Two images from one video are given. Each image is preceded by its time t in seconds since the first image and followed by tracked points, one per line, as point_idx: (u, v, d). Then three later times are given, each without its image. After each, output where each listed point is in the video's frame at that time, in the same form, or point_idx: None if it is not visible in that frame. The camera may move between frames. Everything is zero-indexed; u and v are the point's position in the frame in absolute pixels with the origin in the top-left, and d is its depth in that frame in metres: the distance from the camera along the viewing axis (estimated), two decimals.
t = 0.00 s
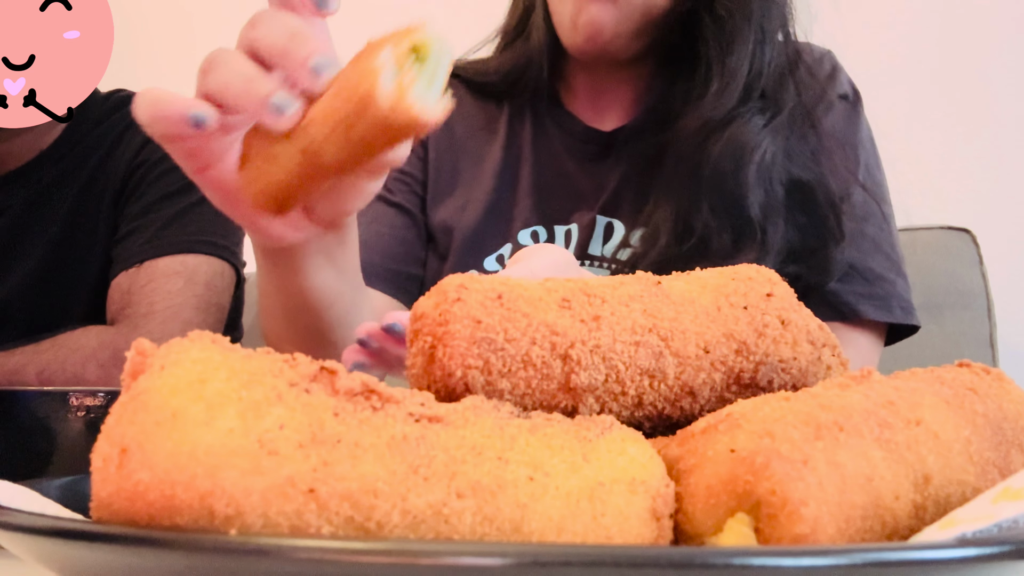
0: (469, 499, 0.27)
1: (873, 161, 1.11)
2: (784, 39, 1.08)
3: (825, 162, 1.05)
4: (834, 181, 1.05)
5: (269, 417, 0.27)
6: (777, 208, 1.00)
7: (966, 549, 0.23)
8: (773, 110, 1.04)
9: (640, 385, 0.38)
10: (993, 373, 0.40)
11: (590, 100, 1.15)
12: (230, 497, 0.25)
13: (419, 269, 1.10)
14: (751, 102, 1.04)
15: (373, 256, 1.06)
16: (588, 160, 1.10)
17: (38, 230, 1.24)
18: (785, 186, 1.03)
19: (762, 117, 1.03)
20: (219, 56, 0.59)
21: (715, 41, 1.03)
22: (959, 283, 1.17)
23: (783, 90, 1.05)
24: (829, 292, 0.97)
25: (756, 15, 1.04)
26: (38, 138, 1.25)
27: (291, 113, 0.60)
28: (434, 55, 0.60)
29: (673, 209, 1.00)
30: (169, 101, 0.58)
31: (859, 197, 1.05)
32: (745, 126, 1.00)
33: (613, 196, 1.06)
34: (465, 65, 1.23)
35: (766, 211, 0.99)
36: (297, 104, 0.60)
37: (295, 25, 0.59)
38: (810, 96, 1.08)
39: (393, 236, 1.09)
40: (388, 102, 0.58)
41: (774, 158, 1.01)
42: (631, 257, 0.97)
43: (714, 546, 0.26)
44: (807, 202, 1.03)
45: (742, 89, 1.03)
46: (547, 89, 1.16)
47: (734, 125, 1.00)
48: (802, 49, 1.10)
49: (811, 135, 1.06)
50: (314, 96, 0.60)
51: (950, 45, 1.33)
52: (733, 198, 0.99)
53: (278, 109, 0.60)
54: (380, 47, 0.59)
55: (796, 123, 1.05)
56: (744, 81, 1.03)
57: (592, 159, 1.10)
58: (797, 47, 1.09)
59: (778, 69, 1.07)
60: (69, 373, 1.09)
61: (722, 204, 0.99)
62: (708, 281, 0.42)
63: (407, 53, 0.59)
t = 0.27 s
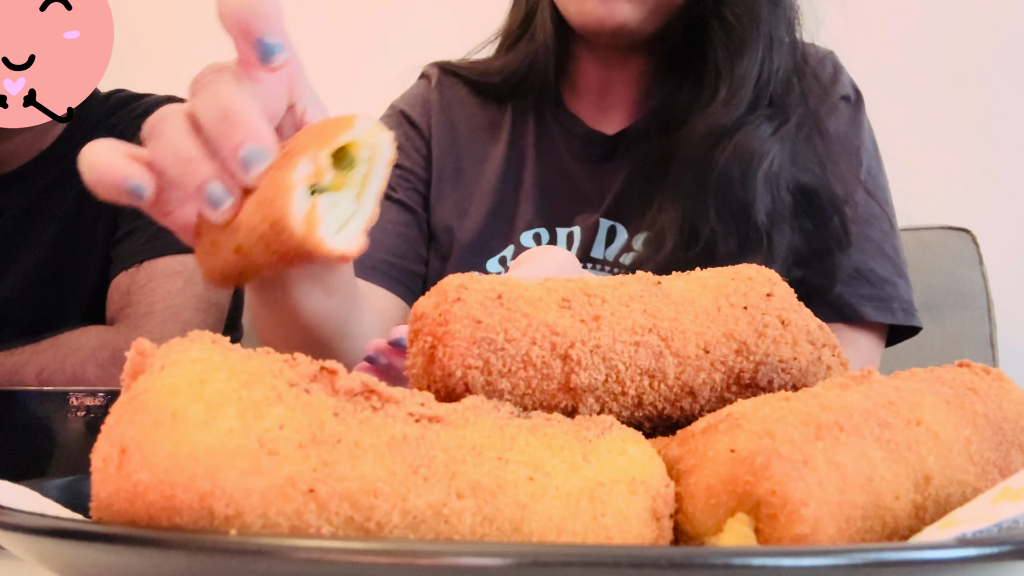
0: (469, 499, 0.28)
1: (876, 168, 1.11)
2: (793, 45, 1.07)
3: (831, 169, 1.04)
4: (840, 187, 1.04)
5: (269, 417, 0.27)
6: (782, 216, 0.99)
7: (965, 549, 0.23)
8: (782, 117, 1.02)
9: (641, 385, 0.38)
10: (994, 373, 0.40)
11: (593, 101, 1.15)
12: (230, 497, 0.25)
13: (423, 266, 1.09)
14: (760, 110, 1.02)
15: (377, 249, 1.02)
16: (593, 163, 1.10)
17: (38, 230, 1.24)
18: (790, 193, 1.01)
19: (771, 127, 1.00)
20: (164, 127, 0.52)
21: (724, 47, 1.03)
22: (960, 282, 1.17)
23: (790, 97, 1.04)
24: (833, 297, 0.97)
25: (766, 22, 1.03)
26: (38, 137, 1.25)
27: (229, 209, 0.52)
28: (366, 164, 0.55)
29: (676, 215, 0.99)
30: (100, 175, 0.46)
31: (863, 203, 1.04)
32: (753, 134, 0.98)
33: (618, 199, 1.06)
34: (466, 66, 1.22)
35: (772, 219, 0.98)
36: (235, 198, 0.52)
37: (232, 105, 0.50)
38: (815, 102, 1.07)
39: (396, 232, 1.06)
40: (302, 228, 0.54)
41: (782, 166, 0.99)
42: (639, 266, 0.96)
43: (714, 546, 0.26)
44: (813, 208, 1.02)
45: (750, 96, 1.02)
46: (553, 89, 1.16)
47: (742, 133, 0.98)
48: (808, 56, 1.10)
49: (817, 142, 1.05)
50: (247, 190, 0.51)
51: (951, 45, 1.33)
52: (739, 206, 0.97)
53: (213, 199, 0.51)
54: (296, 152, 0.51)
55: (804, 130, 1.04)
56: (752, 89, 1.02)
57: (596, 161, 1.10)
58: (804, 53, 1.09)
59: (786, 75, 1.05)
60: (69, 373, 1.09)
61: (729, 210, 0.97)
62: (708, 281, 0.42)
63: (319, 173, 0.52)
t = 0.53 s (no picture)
0: (470, 499, 0.27)
1: (877, 169, 1.11)
2: (797, 47, 1.07)
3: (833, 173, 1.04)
4: (842, 190, 1.04)
5: (269, 417, 0.27)
6: (786, 221, 0.98)
7: (965, 549, 0.23)
8: (786, 122, 1.01)
9: (641, 385, 0.38)
10: (994, 373, 0.40)
11: (595, 103, 1.15)
12: (230, 497, 0.25)
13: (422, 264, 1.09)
14: (764, 115, 1.01)
15: (377, 245, 1.02)
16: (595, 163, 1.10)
17: (37, 230, 1.24)
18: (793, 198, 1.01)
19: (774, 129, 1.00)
20: (137, 158, 0.51)
21: (727, 51, 1.03)
22: (960, 282, 1.17)
23: (794, 100, 1.03)
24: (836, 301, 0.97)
25: (769, 25, 1.02)
26: (38, 137, 1.25)
27: (207, 239, 0.48)
28: (342, 183, 0.49)
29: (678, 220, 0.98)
30: (85, 217, 0.49)
31: (864, 204, 1.05)
32: (757, 138, 0.98)
33: (620, 200, 1.06)
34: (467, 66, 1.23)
35: (775, 225, 0.98)
36: (214, 226, 0.48)
37: (202, 127, 0.48)
38: (818, 105, 1.06)
39: (395, 228, 1.06)
40: (281, 263, 0.46)
41: (786, 171, 0.98)
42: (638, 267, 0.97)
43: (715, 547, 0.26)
44: (817, 213, 1.02)
45: (754, 100, 1.01)
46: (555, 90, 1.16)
47: (746, 137, 0.98)
48: (812, 57, 1.09)
49: (819, 145, 1.05)
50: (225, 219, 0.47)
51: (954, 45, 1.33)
52: (742, 211, 0.97)
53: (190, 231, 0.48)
54: (268, 177, 0.46)
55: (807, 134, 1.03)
56: (756, 92, 1.01)
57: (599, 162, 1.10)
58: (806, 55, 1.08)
59: (790, 78, 1.05)
60: (69, 373, 1.09)
61: (732, 217, 0.97)
62: (708, 281, 0.42)
63: (294, 198, 0.46)
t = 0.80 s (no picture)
0: (469, 499, 0.27)
1: (880, 171, 1.11)
2: (799, 47, 1.06)
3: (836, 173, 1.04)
4: (844, 191, 1.03)
5: (269, 417, 0.27)
6: (788, 224, 0.98)
7: (965, 549, 0.23)
8: (788, 125, 1.01)
9: (641, 385, 0.38)
10: (994, 373, 0.40)
11: (596, 103, 1.15)
12: (229, 497, 0.25)
13: (424, 263, 1.09)
14: (766, 116, 1.00)
15: (379, 246, 1.02)
16: (597, 163, 1.10)
17: (37, 229, 1.24)
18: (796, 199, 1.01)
19: (776, 131, 1.00)
20: (143, 161, 0.51)
21: (728, 53, 1.02)
22: (960, 282, 1.17)
23: (796, 103, 1.03)
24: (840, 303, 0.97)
25: (770, 26, 1.02)
26: (38, 137, 1.25)
27: (218, 238, 0.48)
28: (355, 178, 0.48)
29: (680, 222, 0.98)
30: (93, 225, 0.49)
31: (866, 206, 1.05)
32: (759, 140, 0.97)
33: (621, 202, 1.06)
34: (468, 66, 1.23)
35: (777, 227, 0.97)
36: (224, 226, 0.48)
37: (208, 127, 0.48)
38: (821, 107, 1.06)
39: (396, 229, 1.06)
40: (296, 260, 0.45)
41: (789, 172, 0.98)
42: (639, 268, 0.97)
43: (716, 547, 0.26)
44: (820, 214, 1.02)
45: (756, 101, 1.01)
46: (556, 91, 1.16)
47: (748, 139, 0.97)
48: (814, 58, 1.09)
49: (822, 148, 1.05)
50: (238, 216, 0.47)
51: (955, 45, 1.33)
52: (744, 213, 0.96)
53: (200, 233, 0.48)
54: (279, 175, 0.46)
55: (809, 135, 1.03)
56: (757, 94, 1.01)
57: (600, 163, 1.10)
58: (808, 55, 1.08)
59: (792, 79, 1.04)
60: (69, 373, 1.09)
61: (734, 221, 0.97)
62: (708, 281, 0.42)
63: (305, 194, 0.46)
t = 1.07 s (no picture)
0: (469, 499, 0.27)
1: (881, 173, 1.11)
2: (800, 47, 1.06)
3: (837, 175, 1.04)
4: (845, 192, 1.03)
5: (269, 417, 0.27)
6: (790, 225, 0.98)
7: (966, 549, 0.23)
8: (789, 127, 1.01)
9: (641, 385, 0.38)
10: (994, 373, 0.40)
11: (597, 104, 1.15)
12: (229, 497, 0.25)
13: (424, 264, 1.09)
14: (767, 118, 1.00)
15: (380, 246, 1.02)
16: (597, 164, 1.10)
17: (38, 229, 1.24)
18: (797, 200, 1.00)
19: (778, 133, 0.99)
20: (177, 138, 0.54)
21: (730, 54, 1.02)
22: (960, 282, 1.17)
23: (798, 105, 1.03)
24: (841, 305, 0.97)
25: (772, 27, 1.02)
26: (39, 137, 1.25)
27: (225, 228, 0.49)
28: (367, 204, 0.50)
29: (681, 224, 0.98)
30: (109, 183, 0.51)
31: (869, 208, 1.04)
32: (760, 142, 0.97)
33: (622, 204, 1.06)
34: (469, 65, 1.23)
35: (778, 228, 0.97)
36: (235, 219, 0.50)
37: (246, 121, 0.50)
38: (824, 108, 1.06)
39: (397, 230, 1.06)
40: (282, 261, 0.46)
41: (790, 174, 0.98)
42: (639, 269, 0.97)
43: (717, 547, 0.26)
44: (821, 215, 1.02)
45: (757, 103, 1.01)
46: (556, 91, 1.16)
47: (749, 141, 0.97)
48: (816, 60, 1.09)
49: (823, 150, 1.04)
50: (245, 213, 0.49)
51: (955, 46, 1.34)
52: (745, 215, 0.96)
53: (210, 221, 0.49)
54: (293, 182, 0.47)
55: (811, 136, 1.03)
56: (759, 95, 1.01)
57: (601, 163, 1.10)
58: (810, 55, 1.07)
59: (793, 80, 1.04)
60: (69, 373, 1.09)
61: (736, 224, 0.97)
62: (708, 281, 0.42)
63: (312, 204, 0.47)
